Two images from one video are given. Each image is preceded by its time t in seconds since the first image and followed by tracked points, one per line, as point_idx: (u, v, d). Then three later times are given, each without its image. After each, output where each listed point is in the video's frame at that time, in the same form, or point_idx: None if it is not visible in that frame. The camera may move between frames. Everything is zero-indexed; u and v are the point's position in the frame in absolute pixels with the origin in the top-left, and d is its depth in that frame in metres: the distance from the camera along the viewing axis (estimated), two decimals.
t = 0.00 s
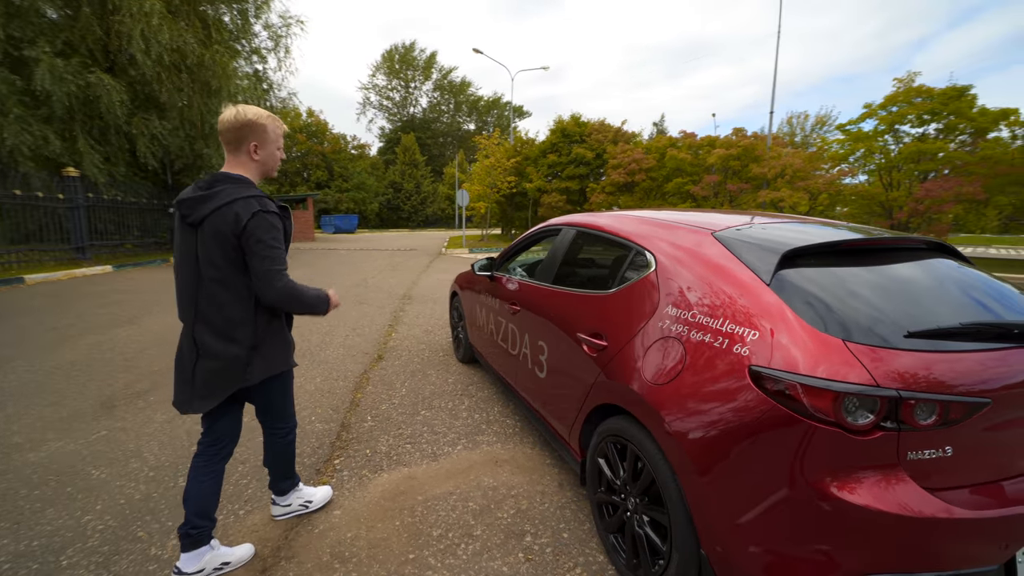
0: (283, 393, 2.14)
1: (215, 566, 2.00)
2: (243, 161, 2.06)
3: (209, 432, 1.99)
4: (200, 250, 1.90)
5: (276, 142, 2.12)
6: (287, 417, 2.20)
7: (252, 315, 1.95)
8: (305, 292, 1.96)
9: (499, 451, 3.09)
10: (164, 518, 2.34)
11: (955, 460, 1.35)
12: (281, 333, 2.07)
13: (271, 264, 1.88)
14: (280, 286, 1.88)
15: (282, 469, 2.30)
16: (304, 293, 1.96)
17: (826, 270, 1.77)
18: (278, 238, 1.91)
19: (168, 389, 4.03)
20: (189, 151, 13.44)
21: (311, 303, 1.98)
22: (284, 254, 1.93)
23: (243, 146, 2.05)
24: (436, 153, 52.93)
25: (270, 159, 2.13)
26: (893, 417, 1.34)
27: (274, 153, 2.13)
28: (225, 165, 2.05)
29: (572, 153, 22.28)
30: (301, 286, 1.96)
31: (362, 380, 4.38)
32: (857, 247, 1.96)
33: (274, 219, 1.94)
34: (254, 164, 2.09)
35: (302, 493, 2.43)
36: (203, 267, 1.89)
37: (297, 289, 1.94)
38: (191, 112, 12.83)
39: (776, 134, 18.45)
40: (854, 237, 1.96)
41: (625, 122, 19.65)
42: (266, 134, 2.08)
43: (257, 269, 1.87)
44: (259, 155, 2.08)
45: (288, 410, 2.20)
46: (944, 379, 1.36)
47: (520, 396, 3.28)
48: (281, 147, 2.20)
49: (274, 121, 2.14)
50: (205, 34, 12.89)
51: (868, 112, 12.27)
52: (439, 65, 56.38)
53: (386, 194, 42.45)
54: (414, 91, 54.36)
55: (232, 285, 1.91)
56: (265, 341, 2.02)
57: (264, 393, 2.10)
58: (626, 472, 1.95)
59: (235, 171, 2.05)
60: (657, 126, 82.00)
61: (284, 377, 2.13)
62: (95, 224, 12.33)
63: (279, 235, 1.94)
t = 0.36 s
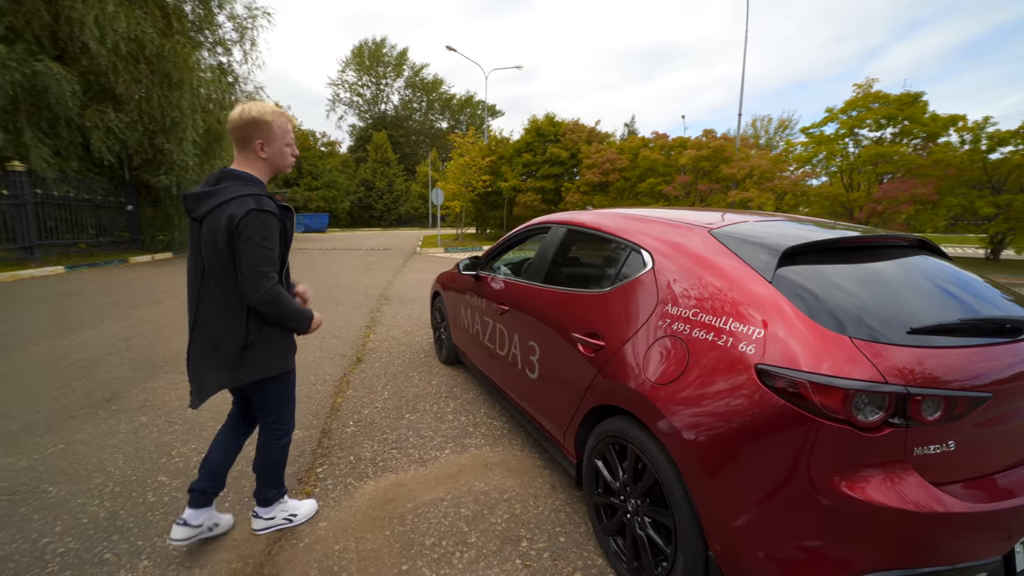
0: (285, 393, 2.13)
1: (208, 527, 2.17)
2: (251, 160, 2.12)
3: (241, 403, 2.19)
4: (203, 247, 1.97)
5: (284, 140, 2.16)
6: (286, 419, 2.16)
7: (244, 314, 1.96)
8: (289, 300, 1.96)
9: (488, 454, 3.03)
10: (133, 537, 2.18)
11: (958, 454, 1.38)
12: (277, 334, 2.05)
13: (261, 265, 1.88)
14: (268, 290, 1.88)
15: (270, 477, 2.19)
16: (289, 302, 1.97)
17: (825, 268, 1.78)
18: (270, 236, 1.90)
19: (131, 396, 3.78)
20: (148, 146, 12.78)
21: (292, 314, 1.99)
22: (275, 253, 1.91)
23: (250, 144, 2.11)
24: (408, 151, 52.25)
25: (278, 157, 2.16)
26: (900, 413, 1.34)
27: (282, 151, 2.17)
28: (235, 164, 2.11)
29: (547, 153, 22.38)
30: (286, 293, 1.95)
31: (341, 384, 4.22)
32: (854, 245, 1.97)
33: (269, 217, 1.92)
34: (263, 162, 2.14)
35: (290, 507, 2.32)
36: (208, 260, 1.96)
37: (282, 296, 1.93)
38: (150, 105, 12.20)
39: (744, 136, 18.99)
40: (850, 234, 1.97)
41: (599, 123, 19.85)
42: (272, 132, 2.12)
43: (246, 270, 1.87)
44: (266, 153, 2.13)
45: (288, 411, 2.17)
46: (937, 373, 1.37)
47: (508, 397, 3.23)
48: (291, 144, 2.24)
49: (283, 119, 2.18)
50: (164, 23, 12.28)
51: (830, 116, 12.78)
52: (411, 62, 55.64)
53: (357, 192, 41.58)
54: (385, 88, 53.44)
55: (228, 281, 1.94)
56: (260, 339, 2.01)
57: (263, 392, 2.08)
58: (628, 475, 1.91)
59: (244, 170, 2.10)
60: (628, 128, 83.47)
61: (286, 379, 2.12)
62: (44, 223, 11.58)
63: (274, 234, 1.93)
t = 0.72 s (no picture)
0: (280, 395, 2.08)
1: (297, 460, 2.76)
2: (217, 152, 2.04)
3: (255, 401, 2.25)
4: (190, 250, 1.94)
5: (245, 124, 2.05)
6: (282, 421, 2.13)
7: (233, 319, 1.91)
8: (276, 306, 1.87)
9: (481, 457, 2.97)
10: (108, 557, 2.03)
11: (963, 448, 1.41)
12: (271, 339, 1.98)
13: (243, 269, 1.81)
14: (253, 295, 1.80)
15: (261, 482, 2.11)
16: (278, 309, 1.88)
17: (826, 265, 1.80)
18: (239, 239, 1.80)
19: (98, 405, 3.57)
20: (108, 141, 12.16)
21: (282, 322, 1.89)
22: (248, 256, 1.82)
23: (213, 136, 2.03)
24: (383, 150, 51.48)
25: (243, 143, 2.06)
26: (911, 409, 1.36)
27: (246, 135, 2.06)
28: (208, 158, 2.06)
29: (525, 153, 22.42)
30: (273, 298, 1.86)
31: (324, 388, 4.08)
32: (850, 242, 2.00)
33: (234, 219, 1.81)
34: (230, 151, 2.05)
35: (277, 517, 2.21)
36: (196, 263, 1.93)
37: (268, 301, 1.85)
38: (110, 98, 11.62)
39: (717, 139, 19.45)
40: (846, 232, 2.01)
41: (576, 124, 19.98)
42: (229, 117, 2.01)
43: (227, 275, 1.80)
44: (230, 141, 2.03)
45: (285, 412, 2.13)
46: (942, 368, 1.40)
47: (499, 397, 3.19)
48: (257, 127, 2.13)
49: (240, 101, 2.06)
50: (125, 13, 11.72)
51: (798, 119, 13.22)
52: (385, 59, 54.86)
53: (331, 191, 40.71)
54: (358, 86, 52.53)
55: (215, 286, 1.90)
56: (251, 343, 1.94)
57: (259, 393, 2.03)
58: (632, 476, 1.89)
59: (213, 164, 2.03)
60: (604, 129, 84.46)
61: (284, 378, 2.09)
62: None
63: (244, 235, 1.82)
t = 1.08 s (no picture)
0: (281, 400, 2.03)
1: (359, 465, 2.63)
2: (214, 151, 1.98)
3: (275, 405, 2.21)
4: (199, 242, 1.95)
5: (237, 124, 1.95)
6: (282, 425, 2.07)
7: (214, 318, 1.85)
8: (225, 320, 1.72)
9: (478, 460, 2.92)
10: None
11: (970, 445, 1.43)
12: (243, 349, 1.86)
13: (211, 273, 1.71)
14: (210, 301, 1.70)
15: (258, 489, 2.05)
16: (228, 323, 1.72)
17: (830, 264, 1.82)
18: (218, 238, 1.71)
19: (73, 414, 3.40)
20: (76, 137, 11.68)
21: (228, 339, 1.72)
22: (224, 257, 1.72)
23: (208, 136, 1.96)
24: (364, 148, 50.82)
25: (238, 142, 1.97)
26: (923, 407, 1.37)
27: (239, 135, 1.96)
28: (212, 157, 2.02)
29: (508, 153, 22.41)
30: (226, 310, 1.72)
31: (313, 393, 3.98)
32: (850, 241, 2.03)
33: (217, 218, 1.73)
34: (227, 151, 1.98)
35: (271, 528, 2.13)
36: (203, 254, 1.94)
37: (223, 313, 1.72)
38: (78, 92, 11.15)
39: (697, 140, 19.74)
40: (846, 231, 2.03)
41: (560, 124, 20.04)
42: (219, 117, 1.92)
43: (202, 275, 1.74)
44: (225, 141, 1.95)
45: (287, 415, 2.08)
46: (951, 366, 1.42)
47: (495, 399, 3.15)
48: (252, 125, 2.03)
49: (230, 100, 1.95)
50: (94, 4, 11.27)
51: (777, 121, 13.50)
52: (365, 57, 54.16)
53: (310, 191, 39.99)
54: (338, 83, 51.74)
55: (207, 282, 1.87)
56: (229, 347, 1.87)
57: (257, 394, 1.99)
58: (640, 479, 1.87)
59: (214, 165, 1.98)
60: (585, 129, 84.87)
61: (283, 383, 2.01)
62: None
63: (226, 235, 1.73)
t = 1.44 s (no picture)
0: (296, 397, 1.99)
1: (351, 492, 2.49)
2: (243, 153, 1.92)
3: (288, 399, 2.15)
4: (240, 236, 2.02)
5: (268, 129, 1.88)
6: (301, 422, 2.04)
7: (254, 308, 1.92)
8: (247, 317, 1.74)
9: (478, 464, 2.88)
10: None
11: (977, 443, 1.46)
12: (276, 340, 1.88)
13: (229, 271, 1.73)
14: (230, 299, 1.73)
15: (264, 491, 1.99)
16: (250, 320, 1.74)
17: (835, 265, 1.84)
18: (231, 238, 1.70)
19: (49, 424, 3.24)
20: (43, 133, 11.20)
21: (251, 334, 1.75)
22: (237, 258, 1.71)
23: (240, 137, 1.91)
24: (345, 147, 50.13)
25: (265, 147, 1.89)
26: (936, 406, 1.39)
27: (268, 140, 1.88)
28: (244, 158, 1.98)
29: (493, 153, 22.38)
30: (243, 307, 1.73)
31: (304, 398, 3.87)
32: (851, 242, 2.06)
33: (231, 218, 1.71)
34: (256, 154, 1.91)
35: (271, 537, 2.07)
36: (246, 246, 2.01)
37: (242, 309, 1.74)
38: (45, 86, 10.69)
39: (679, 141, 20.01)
40: (847, 233, 2.06)
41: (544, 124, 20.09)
42: (252, 120, 1.85)
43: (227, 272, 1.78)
44: (254, 145, 1.88)
45: (305, 412, 2.03)
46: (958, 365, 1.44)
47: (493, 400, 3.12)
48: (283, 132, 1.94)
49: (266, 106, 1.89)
50: None
51: (757, 123, 13.77)
52: (346, 55, 53.46)
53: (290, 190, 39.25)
54: (318, 81, 50.92)
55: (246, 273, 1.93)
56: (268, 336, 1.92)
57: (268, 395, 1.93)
58: (651, 481, 1.86)
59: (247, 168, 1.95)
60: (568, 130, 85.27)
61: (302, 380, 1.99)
62: None
63: (242, 236, 1.72)
